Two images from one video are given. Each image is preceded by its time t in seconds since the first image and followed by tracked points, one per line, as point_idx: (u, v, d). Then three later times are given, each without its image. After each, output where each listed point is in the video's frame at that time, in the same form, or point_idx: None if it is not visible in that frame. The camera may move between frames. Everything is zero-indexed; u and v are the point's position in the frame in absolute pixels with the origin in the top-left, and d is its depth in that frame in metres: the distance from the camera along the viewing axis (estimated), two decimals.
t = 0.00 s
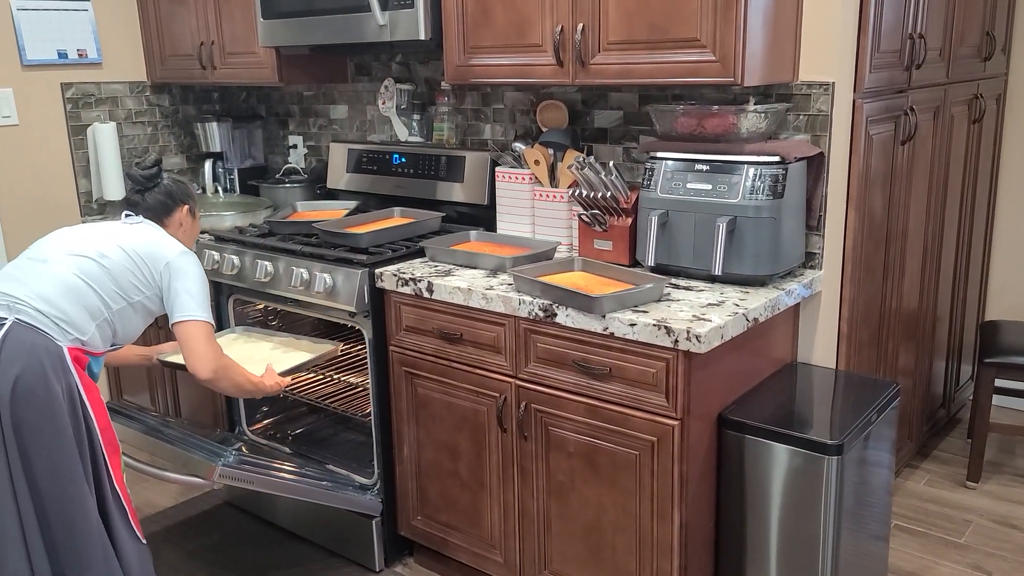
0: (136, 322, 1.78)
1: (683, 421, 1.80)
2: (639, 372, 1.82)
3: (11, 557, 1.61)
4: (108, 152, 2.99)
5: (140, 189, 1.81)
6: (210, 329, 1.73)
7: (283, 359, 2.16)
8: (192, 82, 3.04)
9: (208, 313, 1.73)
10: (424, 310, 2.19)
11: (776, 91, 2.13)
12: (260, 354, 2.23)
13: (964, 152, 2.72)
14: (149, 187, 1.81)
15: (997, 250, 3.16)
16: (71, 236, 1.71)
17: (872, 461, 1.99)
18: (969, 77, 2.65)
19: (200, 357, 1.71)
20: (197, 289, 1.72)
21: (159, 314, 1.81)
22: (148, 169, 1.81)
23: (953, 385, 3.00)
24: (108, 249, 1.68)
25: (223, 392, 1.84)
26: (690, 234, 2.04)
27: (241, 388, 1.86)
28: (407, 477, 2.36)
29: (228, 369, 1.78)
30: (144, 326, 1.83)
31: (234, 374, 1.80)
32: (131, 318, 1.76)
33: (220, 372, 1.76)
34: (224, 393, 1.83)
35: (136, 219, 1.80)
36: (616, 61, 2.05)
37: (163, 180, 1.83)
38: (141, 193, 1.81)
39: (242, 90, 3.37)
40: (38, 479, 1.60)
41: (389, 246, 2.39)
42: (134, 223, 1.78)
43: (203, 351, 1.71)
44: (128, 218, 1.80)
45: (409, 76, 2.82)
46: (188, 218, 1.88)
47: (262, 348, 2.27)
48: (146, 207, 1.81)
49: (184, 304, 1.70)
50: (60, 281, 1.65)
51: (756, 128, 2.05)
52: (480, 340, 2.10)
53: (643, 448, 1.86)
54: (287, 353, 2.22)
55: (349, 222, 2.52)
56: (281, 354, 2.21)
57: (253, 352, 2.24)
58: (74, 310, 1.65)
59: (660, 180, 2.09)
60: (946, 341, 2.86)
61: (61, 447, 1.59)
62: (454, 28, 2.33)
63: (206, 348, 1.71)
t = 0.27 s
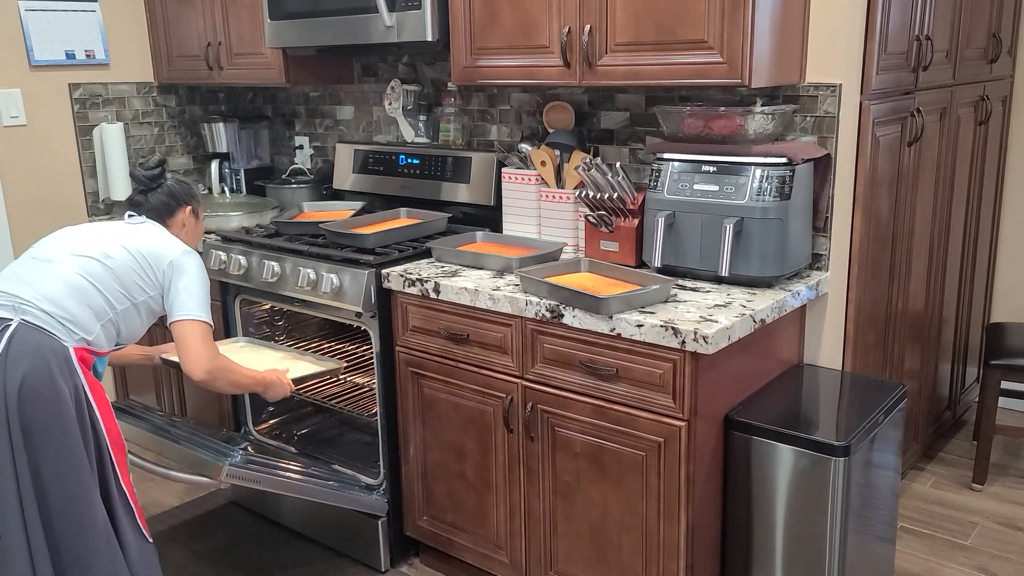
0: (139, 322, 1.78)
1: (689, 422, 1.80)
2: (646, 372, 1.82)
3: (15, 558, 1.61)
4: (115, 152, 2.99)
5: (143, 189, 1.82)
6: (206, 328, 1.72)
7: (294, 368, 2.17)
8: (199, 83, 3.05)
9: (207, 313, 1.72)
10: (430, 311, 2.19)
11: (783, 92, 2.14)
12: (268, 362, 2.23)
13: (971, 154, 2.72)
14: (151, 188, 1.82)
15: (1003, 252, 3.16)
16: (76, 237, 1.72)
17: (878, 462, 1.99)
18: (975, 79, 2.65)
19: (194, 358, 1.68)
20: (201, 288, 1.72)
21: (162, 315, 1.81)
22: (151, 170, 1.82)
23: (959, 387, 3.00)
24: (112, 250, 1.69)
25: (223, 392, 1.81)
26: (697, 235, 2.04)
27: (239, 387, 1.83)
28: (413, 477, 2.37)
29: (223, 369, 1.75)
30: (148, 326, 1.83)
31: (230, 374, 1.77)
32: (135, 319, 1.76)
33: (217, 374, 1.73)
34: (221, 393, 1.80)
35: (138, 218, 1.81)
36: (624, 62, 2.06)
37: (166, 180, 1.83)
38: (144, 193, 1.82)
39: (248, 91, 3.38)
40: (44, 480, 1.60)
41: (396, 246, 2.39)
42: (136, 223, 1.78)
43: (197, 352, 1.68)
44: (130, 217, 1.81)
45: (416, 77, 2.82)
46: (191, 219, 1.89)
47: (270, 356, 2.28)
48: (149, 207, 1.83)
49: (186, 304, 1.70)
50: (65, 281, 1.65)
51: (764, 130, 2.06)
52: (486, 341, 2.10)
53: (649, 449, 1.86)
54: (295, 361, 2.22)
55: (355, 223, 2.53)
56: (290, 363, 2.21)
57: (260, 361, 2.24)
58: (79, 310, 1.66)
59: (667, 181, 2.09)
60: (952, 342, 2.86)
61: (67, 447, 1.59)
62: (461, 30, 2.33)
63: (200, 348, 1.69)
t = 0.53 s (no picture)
0: (143, 325, 1.79)
1: (693, 424, 1.80)
2: (650, 374, 1.82)
3: (16, 557, 1.60)
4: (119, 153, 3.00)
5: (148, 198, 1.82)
6: (218, 333, 1.74)
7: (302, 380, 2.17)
8: (202, 84, 3.05)
9: (217, 317, 1.74)
10: (433, 312, 2.20)
11: (786, 95, 2.14)
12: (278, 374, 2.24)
13: (973, 156, 2.72)
14: (157, 197, 1.82)
15: (1005, 255, 3.16)
16: (83, 241, 1.72)
17: (881, 464, 1.99)
18: (978, 82, 2.65)
19: (209, 361, 1.72)
20: (207, 293, 1.73)
21: (166, 319, 1.82)
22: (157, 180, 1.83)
23: (961, 389, 3.01)
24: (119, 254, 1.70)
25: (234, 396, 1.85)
26: (700, 237, 2.05)
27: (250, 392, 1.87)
28: (415, 478, 2.37)
29: (237, 373, 1.79)
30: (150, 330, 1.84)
31: (243, 378, 1.81)
32: (139, 323, 1.77)
33: (230, 377, 1.77)
34: (233, 397, 1.83)
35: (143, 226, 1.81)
36: (627, 64, 2.06)
37: (172, 189, 1.84)
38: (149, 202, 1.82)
39: (251, 92, 3.38)
40: (47, 479, 1.61)
41: (399, 247, 2.39)
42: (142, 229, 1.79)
43: (212, 355, 1.72)
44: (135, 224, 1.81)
45: (419, 79, 2.83)
46: (196, 226, 1.89)
47: (271, 368, 2.28)
48: (154, 214, 1.82)
49: (191, 310, 1.71)
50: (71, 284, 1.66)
51: (767, 132, 2.06)
52: (489, 342, 2.10)
53: (652, 451, 1.86)
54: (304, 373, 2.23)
55: (358, 224, 2.53)
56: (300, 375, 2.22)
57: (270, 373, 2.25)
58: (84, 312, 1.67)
59: (670, 183, 2.09)
60: (954, 345, 2.86)
61: (72, 447, 1.60)
62: (465, 32, 2.34)
63: (215, 352, 1.72)
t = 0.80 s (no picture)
0: (148, 325, 1.79)
1: (694, 425, 1.80)
2: (651, 375, 1.82)
3: (19, 554, 1.60)
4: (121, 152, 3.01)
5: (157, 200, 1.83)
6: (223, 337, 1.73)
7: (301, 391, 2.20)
8: (204, 84, 3.05)
9: (222, 319, 1.74)
10: (435, 312, 2.19)
11: (788, 96, 2.14)
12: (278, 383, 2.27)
13: (975, 159, 2.72)
14: (166, 199, 1.83)
15: (1007, 257, 3.16)
16: (91, 241, 1.73)
17: (882, 466, 1.99)
18: (980, 84, 2.65)
19: (216, 364, 1.71)
20: (214, 294, 1.74)
21: (170, 320, 1.82)
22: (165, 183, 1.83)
23: (962, 392, 3.00)
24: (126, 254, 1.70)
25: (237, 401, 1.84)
26: (702, 237, 2.05)
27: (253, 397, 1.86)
28: (416, 479, 2.37)
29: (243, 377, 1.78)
30: (154, 332, 1.85)
31: (248, 382, 1.80)
32: (144, 323, 1.78)
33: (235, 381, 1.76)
34: (236, 400, 1.82)
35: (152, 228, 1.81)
36: (630, 65, 2.06)
37: (179, 192, 1.84)
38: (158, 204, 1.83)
39: (253, 92, 3.38)
40: (51, 476, 1.60)
41: (401, 247, 2.39)
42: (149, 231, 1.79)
43: (220, 358, 1.71)
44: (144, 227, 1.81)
45: (421, 79, 2.83)
46: (202, 230, 1.89)
47: (268, 378, 2.31)
48: (162, 217, 1.83)
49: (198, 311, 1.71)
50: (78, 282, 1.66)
51: (769, 133, 2.06)
52: (491, 342, 2.10)
53: (653, 452, 1.86)
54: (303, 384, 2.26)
55: (359, 224, 2.53)
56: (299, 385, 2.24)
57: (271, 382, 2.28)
58: (90, 310, 1.66)
59: (672, 184, 2.09)
60: (955, 347, 2.86)
61: (76, 444, 1.60)
62: (467, 32, 2.34)
63: (222, 356, 1.72)
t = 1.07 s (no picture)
0: (151, 331, 1.79)
1: (694, 429, 1.80)
2: (651, 379, 1.82)
3: (21, 555, 1.60)
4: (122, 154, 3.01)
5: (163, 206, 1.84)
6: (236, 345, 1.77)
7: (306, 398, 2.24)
8: (205, 86, 3.05)
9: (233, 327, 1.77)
10: (435, 315, 2.19)
11: (789, 101, 2.14)
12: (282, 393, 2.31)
13: (975, 163, 2.72)
14: (172, 206, 1.84)
15: (1007, 262, 3.16)
16: (98, 246, 1.73)
17: (882, 470, 1.99)
18: (980, 88, 2.65)
19: (230, 372, 1.76)
20: (220, 302, 1.75)
21: (174, 326, 1.82)
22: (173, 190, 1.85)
23: (962, 396, 3.00)
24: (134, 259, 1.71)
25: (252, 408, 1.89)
26: (702, 242, 2.05)
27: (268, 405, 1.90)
28: (415, 482, 2.36)
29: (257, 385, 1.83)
30: (156, 338, 1.85)
31: (262, 389, 1.85)
32: (147, 328, 1.77)
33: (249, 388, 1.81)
34: (251, 407, 1.87)
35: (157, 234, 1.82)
36: (630, 70, 2.06)
37: (186, 201, 1.85)
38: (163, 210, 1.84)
39: (254, 95, 3.38)
40: (52, 478, 1.60)
41: (401, 251, 2.39)
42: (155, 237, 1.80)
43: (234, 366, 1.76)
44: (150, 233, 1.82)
45: (422, 82, 2.83)
46: (207, 239, 1.89)
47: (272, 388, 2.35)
48: (167, 224, 1.84)
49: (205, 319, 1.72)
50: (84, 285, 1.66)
51: (770, 138, 2.06)
52: (491, 346, 2.10)
53: (653, 456, 1.86)
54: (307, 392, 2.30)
55: (360, 227, 2.53)
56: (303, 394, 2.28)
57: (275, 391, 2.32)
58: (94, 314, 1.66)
59: (672, 188, 2.09)
60: (955, 351, 2.86)
61: (77, 446, 1.59)
62: (468, 36, 2.34)
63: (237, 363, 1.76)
